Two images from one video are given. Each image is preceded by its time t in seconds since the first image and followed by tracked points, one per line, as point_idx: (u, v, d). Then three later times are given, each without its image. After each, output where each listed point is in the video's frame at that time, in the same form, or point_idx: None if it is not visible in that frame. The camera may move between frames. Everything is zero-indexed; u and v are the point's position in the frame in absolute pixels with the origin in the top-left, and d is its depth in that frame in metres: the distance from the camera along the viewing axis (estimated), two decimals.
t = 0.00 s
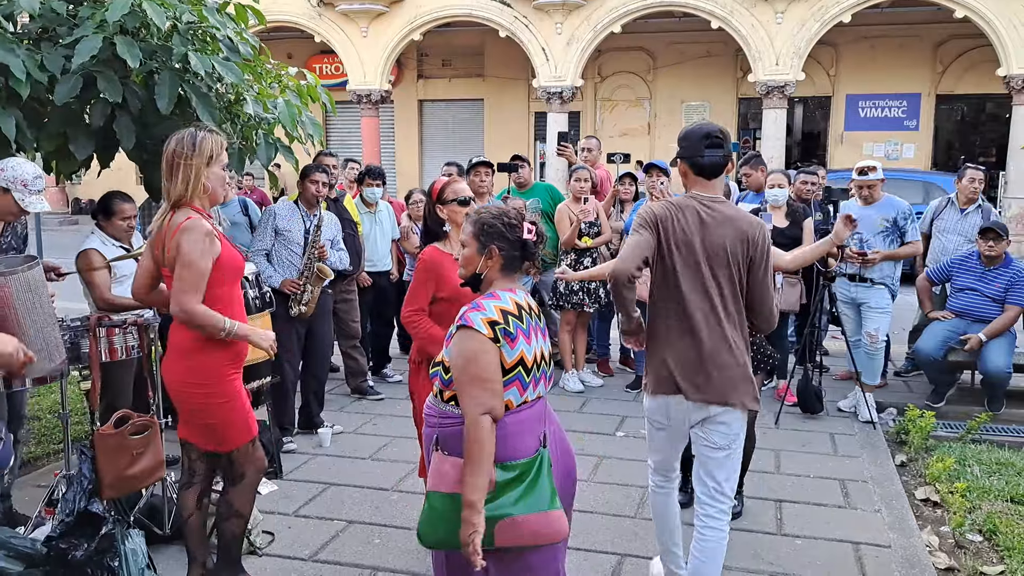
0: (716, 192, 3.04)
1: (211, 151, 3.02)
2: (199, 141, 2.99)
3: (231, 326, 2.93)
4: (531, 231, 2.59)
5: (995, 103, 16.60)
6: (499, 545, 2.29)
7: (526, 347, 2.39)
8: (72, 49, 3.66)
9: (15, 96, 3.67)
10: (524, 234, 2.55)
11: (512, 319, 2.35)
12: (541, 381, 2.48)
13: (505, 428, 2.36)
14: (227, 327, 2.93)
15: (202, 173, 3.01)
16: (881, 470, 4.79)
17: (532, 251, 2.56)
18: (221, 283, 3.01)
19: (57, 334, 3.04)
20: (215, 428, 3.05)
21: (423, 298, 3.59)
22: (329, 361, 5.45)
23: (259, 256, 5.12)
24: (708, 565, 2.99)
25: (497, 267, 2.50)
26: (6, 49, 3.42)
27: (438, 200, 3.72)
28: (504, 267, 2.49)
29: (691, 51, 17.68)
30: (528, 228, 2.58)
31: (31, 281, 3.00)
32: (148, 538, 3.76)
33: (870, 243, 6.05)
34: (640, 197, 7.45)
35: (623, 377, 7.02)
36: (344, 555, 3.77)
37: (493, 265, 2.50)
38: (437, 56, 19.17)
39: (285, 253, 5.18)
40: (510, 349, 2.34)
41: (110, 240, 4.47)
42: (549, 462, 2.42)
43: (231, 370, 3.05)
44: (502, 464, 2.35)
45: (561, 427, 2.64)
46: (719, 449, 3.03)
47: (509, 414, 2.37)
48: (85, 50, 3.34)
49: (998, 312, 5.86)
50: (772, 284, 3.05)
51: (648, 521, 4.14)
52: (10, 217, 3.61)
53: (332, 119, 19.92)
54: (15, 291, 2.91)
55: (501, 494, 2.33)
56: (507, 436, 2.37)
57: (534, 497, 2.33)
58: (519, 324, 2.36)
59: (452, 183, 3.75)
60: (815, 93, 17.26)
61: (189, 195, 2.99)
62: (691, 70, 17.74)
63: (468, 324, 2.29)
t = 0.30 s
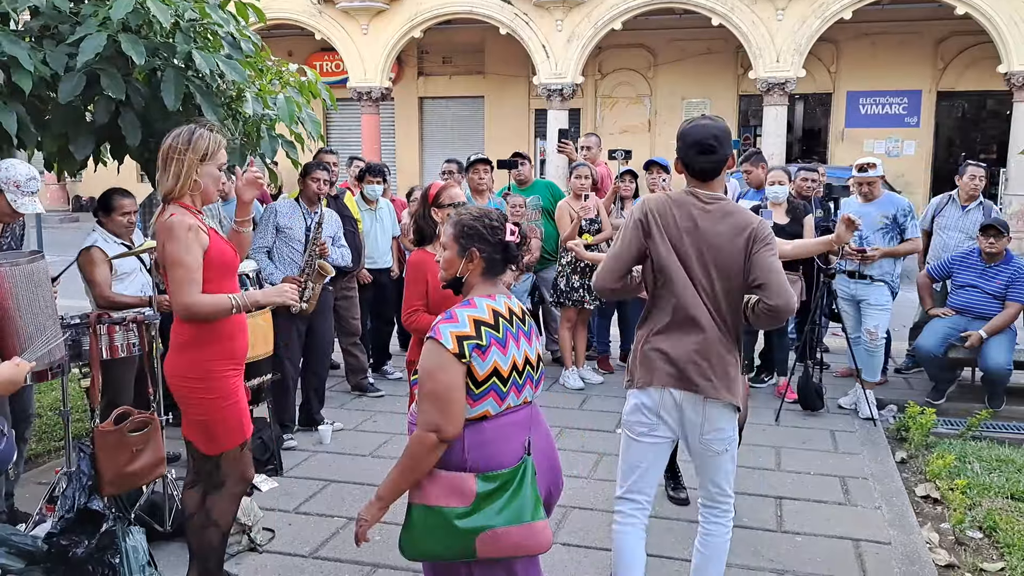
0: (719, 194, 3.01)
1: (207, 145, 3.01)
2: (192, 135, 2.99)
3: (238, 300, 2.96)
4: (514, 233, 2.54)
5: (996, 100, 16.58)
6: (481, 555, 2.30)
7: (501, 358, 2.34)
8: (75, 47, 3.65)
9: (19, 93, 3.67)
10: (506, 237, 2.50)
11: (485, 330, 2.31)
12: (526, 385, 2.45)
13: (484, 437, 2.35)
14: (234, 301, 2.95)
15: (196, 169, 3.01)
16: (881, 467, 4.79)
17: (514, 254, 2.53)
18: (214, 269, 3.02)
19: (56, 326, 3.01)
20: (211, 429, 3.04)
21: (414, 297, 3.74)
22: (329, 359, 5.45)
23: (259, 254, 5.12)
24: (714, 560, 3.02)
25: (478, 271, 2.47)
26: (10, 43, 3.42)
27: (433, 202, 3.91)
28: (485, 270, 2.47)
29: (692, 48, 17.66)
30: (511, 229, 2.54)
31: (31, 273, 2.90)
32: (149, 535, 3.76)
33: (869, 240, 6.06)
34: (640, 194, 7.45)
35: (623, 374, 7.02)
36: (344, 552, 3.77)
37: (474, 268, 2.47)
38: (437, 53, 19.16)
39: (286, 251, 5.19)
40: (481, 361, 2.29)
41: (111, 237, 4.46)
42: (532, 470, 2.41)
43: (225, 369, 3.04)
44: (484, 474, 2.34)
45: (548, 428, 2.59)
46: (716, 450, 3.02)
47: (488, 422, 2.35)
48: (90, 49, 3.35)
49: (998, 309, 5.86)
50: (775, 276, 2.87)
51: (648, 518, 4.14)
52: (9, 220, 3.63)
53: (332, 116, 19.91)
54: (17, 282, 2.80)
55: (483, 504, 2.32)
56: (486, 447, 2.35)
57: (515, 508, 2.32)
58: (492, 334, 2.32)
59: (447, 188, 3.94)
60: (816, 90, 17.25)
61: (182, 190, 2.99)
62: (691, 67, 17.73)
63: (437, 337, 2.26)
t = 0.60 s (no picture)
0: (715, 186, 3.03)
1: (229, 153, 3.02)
2: (223, 139, 2.99)
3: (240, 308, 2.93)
4: (505, 229, 2.49)
5: (998, 98, 16.55)
6: (457, 555, 2.29)
7: (479, 359, 2.30)
8: (77, 44, 3.66)
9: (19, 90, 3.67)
10: (496, 232, 2.46)
11: (462, 332, 2.28)
12: (520, 384, 2.40)
13: (463, 437, 2.32)
14: (232, 310, 2.92)
15: (211, 174, 3.00)
16: (883, 464, 4.78)
17: (505, 250, 2.49)
18: (221, 274, 3.01)
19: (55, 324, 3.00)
20: (212, 429, 3.03)
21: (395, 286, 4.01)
22: (331, 356, 5.44)
23: (260, 251, 5.13)
24: (717, 560, 3.02)
25: (468, 270, 2.44)
26: (11, 38, 3.41)
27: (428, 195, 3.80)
28: (474, 270, 2.44)
29: (693, 46, 17.64)
30: (503, 225, 2.49)
31: (29, 270, 2.87)
32: (149, 532, 3.76)
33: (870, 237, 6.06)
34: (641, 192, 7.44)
35: (624, 372, 7.02)
36: (345, 549, 3.77)
37: (464, 267, 2.45)
38: (439, 51, 19.14)
39: (288, 248, 5.19)
40: (457, 363, 2.27)
41: (112, 234, 4.45)
42: (516, 473, 2.32)
43: (229, 366, 3.04)
44: (462, 474, 2.30)
45: (550, 423, 2.49)
46: (725, 444, 3.07)
47: (469, 422, 2.33)
48: (92, 46, 3.34)
49: (1000, 306, 5.85)
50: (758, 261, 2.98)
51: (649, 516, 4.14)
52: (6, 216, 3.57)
53: (333, 114, 19.89)
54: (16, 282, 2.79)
55: (460, 505, 2.29)
56: (465, 446, 2.32)
57: (491, 511, 2.26)
58: (469, 335, 2.29)
59: (445, 179, 3.80)
60: (817, 88, 17.23)
61: (194, 193, 2.99)
62: (693, 65, 17.71)
63: (415, 338, 2.26)
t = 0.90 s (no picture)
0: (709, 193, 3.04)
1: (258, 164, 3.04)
2: (249, 146, 3.00)
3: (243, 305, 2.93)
4: (525, 228, 2.48)
5: (1001, 97, 16.52)
6: (448, 547, 2.29)
7: (488, 358, 2.29)
8: (77, 43, 3.66)
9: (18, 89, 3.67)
10: (515, 231, 2.45)
11: (473, 330, 2.28)
12: (531, 386, 2.38)
13: (465, 432, 2.33)
14: (232, 307, 2.91)
15: (232, 179, 3.00)
16: (885, 464, 4.77)
17: (524, 250, 2.47)
18: (224, 272, 2.99)
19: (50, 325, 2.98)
20: (210, 425, 3.01)
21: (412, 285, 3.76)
22: (332, 355, 5.44)
23: (263, 250, 5.08)
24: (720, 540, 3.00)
25: (486, 267, 2.44)
26: (10, 37, 3.42)
27: (424, 194, 3.85)
28: (493, 269, 2.44)
29: (697, 44, 17.61)
30: (522, 224, 2.48)
31: (27, 275, 2.89)
32: (149, 532, 3.76)
33: (872, 236, 6.04)
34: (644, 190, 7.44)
35: (626, 371, 7.01)
36: (345, 549, 3.76)
37: (482, 264, 2.45)
38: (442, 49, 19.12)
39: (290, 246, 5.16)
40: (465, 360, 2.27)
41: (112, 232, 4.44)
42: (513, 472, 2.31)
43: (233, 365, 3.02)
44: (461, 468, 2.31)
45: (563, 427, 2.46)
46: (722, 435, 3.08)
47: (474, 419, 2.33)
48: (90, 44, 3.33)
49: (1003, 305, 5.83)
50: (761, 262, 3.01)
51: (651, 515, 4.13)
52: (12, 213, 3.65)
53: (336, 113, 19.90)
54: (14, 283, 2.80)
55: (456, 499, 2.30)
56: (466, 441, 2.33)
57: (485, 507, 2.26)
58: (479, 334, 2.28)
59: (440, 177, 3.87)
60: (820, 86, 17.20)
61: (209, 196, 2.98)
62: (696, 64, 17.69)
63: (426, 332, 2.28)
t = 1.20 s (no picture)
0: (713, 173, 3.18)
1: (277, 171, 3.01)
2: (267, 150, 3.00)
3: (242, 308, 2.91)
4: (552, 226, 2.50)
5: (1003, 95, 16.49)
6: (496, 549, 2.27)
7: (520, 347, 2.30)
8: (79, 43, 3.66)
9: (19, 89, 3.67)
10: (543, 229, 2.48)
11: (504, 320, 2.30)
12: (558, 379, 2.39)
13: (508, 431, 2.32)
14: (229, 305, 2.91)
15: (248, 181, 2.99)
16: (886, 462, 4.76)
17: (549, 248, 2.49)
18: (235, 269, 3.01)
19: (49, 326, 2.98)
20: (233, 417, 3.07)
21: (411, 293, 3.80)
22: (333, 353, 5.43)
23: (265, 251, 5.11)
24: (747, 481, 3.27)
25: (514, 264, 2.46)
26: (11, 37, 3.42)
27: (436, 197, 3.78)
28: (521, 264, 2.46)
29: (699, 43, 17.59)
30: (550, 223, 2.51)
31: (26, 275, 2.87)
32: (150, 531, 3.76)
33: (874, 234, 6.05)
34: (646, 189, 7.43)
35: (628, 369, 7.01)
36: (346, 548, 3.76)
37: (510, 261, 2.47)
38: (444, 47, 19.12)
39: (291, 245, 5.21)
40: (497, 349, 2.28)
41: (112, 231, 4.45)
42: (558, 470, 2.31)
43: (242, 362, 3.05)
44: (505, 468, 2.29)
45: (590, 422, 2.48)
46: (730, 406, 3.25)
47: (513, 415, 2.33)
48: (93, 44, 3.33)
49: (1004, 303, 5.82)
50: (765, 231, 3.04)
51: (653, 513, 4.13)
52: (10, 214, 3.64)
53: (337, 112, 19.90)
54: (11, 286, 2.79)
55: (501, 499, 2.28)
56: (508, 440, 2.31)
57: (534, 504, 2.25)
58: (511, 324, 2.30)
59: (449, 178, 3.78)
60: (822, 85, 17.18)
61: (233, 197, 3.01)
62: (697, 62, 17.67)
63: (457, 322, 2.30)
